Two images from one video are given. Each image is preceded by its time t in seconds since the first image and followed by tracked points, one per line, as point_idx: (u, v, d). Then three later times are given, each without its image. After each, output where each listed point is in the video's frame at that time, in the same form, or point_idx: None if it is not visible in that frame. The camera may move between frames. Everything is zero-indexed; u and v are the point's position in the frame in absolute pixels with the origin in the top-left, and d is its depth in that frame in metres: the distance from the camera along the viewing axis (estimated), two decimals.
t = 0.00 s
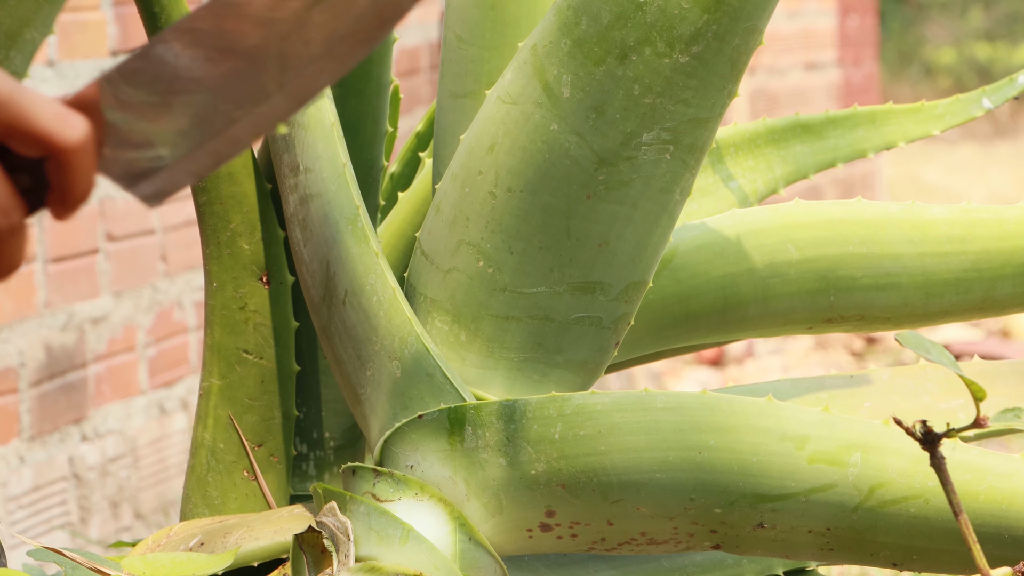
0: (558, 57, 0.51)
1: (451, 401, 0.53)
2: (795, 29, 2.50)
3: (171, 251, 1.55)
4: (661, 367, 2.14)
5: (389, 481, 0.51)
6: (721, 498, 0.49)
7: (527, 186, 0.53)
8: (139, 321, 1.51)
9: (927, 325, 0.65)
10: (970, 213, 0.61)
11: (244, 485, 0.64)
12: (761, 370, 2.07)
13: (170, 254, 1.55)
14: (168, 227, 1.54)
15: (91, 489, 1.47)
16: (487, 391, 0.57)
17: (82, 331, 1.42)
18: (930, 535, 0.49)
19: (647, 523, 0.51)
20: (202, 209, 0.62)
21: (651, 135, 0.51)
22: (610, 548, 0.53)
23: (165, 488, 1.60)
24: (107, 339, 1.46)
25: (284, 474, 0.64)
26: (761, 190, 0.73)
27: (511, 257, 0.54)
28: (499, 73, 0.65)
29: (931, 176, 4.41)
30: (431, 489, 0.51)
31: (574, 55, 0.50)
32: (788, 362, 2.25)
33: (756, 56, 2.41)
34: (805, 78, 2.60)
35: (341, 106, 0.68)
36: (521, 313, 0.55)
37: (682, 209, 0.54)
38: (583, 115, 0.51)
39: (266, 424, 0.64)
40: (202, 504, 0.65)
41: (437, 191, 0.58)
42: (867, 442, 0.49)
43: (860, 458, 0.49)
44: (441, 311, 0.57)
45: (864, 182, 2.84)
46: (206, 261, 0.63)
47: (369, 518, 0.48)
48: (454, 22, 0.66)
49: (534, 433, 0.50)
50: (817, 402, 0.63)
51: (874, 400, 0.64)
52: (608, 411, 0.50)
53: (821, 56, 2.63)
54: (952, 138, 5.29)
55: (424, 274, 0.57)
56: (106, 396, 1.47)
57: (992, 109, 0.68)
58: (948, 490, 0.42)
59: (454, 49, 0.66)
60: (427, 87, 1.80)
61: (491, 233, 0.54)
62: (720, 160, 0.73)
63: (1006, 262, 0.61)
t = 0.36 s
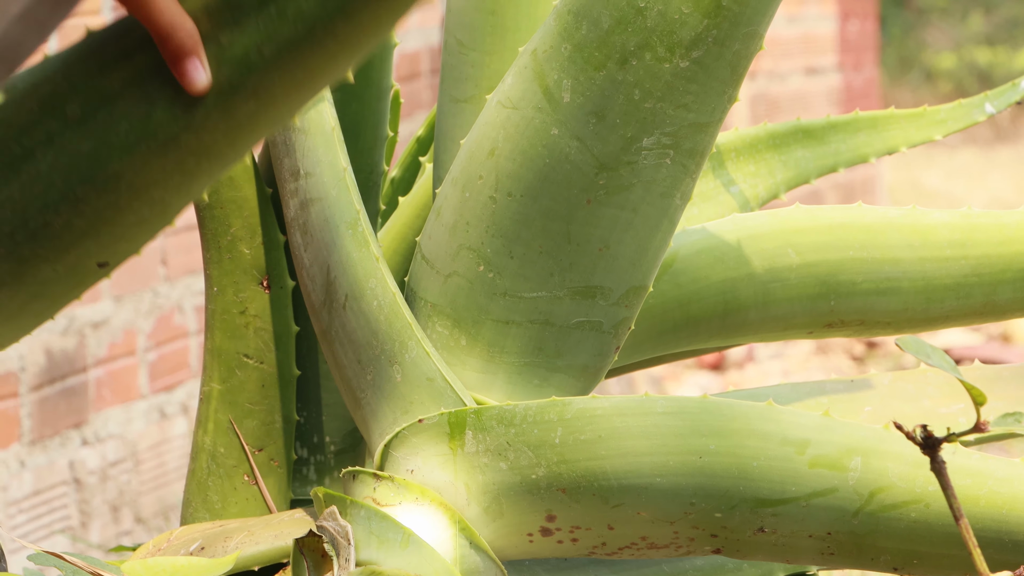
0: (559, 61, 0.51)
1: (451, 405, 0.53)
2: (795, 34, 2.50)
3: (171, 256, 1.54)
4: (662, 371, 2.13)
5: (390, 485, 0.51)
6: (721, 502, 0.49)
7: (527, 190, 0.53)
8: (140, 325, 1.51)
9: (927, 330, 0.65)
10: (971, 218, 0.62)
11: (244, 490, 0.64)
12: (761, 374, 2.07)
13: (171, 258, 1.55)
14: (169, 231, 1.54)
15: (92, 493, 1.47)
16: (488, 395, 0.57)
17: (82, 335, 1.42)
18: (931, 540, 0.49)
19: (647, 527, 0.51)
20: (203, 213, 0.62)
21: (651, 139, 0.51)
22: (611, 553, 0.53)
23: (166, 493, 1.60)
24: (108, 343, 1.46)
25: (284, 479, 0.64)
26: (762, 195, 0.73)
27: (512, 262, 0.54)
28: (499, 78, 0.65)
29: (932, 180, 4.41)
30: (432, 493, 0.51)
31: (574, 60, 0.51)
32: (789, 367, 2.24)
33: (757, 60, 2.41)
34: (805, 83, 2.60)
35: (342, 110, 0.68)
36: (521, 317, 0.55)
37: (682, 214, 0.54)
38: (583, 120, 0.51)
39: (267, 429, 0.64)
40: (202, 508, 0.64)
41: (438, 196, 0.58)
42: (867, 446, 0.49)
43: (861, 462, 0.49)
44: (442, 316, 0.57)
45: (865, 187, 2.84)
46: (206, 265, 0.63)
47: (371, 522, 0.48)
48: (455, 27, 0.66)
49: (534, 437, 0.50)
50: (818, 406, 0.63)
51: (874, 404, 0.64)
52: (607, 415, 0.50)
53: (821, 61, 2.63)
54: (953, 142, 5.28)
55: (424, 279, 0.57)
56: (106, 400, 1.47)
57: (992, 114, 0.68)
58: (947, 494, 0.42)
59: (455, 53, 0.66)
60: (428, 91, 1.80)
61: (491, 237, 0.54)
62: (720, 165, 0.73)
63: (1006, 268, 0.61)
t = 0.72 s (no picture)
0: (562, 67, 0.51)
1: (455, 410, 0.54)
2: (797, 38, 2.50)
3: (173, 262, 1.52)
4: (665, 376, 2.12)
5: (393, 491, 0.51)
6: (723, 507, 0.49)
7: (530, 195, 0.53)
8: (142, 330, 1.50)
9: (929, 335, 0.65)
10: (974, 223, 0.61)
11: (246, 495, 0.64)
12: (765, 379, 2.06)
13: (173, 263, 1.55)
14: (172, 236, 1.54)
15: (94, 499, 1.46)
16: (490, 401, 0.57)
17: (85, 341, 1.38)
18: (934, 545, 0.49)
19: (649, 532, 0.51)
20: (205, 218, 0.62)
21: (654, 144, 0.51)
22: (614, 558, 0.53)
23: (167, 498, 1.59)
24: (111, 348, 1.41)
25: (286, 484, 0.65)
26: (765, 199, 0.73)
27: (515, 266, 0.54)
28: (502, 83, 0.65)
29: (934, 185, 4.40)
30: (434, 498, 0.51)
31: (577, 64, 0.51)
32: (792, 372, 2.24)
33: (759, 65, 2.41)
34: (808, 87, 2.60)
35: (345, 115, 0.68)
36: (525, 322, 0.55)
37: (684, 219, 0.54)
38: (586, 125, 0.51)
39: (269, 434, 0.64)
40: (204, 514, 0.64)
41: (440, 201, 0.58)
42: (869, 451, 0.49)
43: (864, 467, 0.49)
44: (445, 321, 0.56)
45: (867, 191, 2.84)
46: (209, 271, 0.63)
47: (373, 527, 0.48)
48: (458, 31, 0.66)
49: (536, 443, 0.50)
50: (821, 411, 0.63)
51: (878, 409, 0.64)
52: (610, 420, 0.50)
53: (824, 66, 2.63)
54: (955, 147, 5.28)
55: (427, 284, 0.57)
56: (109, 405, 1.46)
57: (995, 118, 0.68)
58: (950, 499, 0.42)
59: (458, 58, 0.66)
60: (430, 96, 1.80)
61: (494, 243, 0.54)
62: (723, 169, 0.73)
63: (1008, 273, 0.61)
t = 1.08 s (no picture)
0: (563, 73, 0.51)
1: (455, 417, 0.54)
2: (798, 44, 2.50)
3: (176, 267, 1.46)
4: (668, 382, 2.11)
5: (393, 498, 0.51)
6: (724, 514, 0.49)
7: (531, 202, 0.53)
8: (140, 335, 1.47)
9: (930, 341, 0.65)
10: (975, 229, 0.61)
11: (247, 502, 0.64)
12: (767, 385, 2.05)
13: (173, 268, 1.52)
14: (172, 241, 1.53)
15: (95, 506, 1.37)
16: (492, 407, 0.57)
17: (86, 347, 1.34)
18: (935, 551, 0.49)
19: (650, 539, 0.51)
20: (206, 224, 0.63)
21: (655, 151, 0.51)
22: (615, 565, 0.53)
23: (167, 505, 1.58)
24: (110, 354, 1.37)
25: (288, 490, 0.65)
26: (765, 206, 0.73)
27: (515, 273, 0.54)
28: (503, 89, 0.65)
29: (936, 191, 4.40)
30: (435, 505, 0.51)
31: (578, 71, 0.51)
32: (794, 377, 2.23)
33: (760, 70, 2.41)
34: (809, 93, 2.60)
35: (346, 122, 0.68)
36: (525, 329, 0.55)
37: (686, 226, 0.54)
38: (587, 132, 0.51)
39: (270, 441, 0.64)
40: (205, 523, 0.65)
41: (441, 208, 0.58)
42: (870, 458, 0.49)
43: (865, 474, 0.49)
44: (446, 327, 0.57)
45: (868, 198, 2.83)
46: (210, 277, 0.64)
47: (374, 534, 0.48)
48: (460, 38, 0.66)
49: (537, 450, 0.50)
50: (822, 418, 0.63)
51: (878, 416, 0.64)
52: (611, 427, 0.50)
53: (826, 72, 2.63)
54: (956, 153, 5.28)
55: (428, 291, 0.58)
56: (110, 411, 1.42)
57: (996, 125, 0.68)
58: (951, 506, 0.42)
59: (460, 65, 0.66)
60: (431, 102, 1.80)
61: (496, 250, 0.54)
62: (724, 176, 0.73)
63: (1010, 279, 0.61)
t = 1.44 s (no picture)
0: (564, 81, 0.51)
1: (456, 424, 0.54)
2: (799, 51, 2.50)
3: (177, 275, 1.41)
4: (669, 389, 2.11)
5: (394, 506, 0.52)
6: (725, 522, 0.49)
7: (532, 210, 0.53)
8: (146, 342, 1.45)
9: (930, 349, 0.65)
10: (975, 237, 0.61)
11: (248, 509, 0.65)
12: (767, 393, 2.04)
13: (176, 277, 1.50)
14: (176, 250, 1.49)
15: (96, 513, 1.36)
16: (492, 415, 0.58)
17: (87, 354, 1.33)
18: (935, 559, 0.49)
19: (651, 547, 0.51)
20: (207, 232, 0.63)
21: (656, 159, 0.51)
22: (615, 573, 0.53)
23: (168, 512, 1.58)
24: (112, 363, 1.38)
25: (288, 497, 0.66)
26: (766, 214, 0.73)
27: (516, 281, 0.54)
28: (504, 97, 0.65)
29: (937, 198, 4.40)
30: (436, 514, 0.51)
31: (579, 79, 0.51)
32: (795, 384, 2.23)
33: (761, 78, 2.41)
34: (810, 101, 2.60)
35: (347, 130, 0.68)
36: (526, 336, 0.55)
37: (687, 234, 0.55)
38: (588, 140, 0.51)
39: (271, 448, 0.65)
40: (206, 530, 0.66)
41: (442, 216, 0.58)
42: (871, 466, 0.49)
43: (865, 482, 0.49)
44: (447, 335, 0.57)
45: (869, 205, 2.83)
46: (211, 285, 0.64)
47: (375, 542, 0.48)
48: (460, 46, 0.66)
49: (538, 457, 0.50)
50: (822, 426, 0.63)
51: (878, 424, 0.64)
52: (611, 435, 0.50)
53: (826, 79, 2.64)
54: (957, 160, 5.29)
55: (429, 299, 0.58)
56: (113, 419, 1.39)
57: (996, 133, 0.68)
58: (952, 515, 0.41)
59: (460, 73, 0.66)
60: (432, 109, 1.80)
61: (497, 258, 0.55)
62: (725, 184, 0.73)
63: (1010, 287, 0.61)
